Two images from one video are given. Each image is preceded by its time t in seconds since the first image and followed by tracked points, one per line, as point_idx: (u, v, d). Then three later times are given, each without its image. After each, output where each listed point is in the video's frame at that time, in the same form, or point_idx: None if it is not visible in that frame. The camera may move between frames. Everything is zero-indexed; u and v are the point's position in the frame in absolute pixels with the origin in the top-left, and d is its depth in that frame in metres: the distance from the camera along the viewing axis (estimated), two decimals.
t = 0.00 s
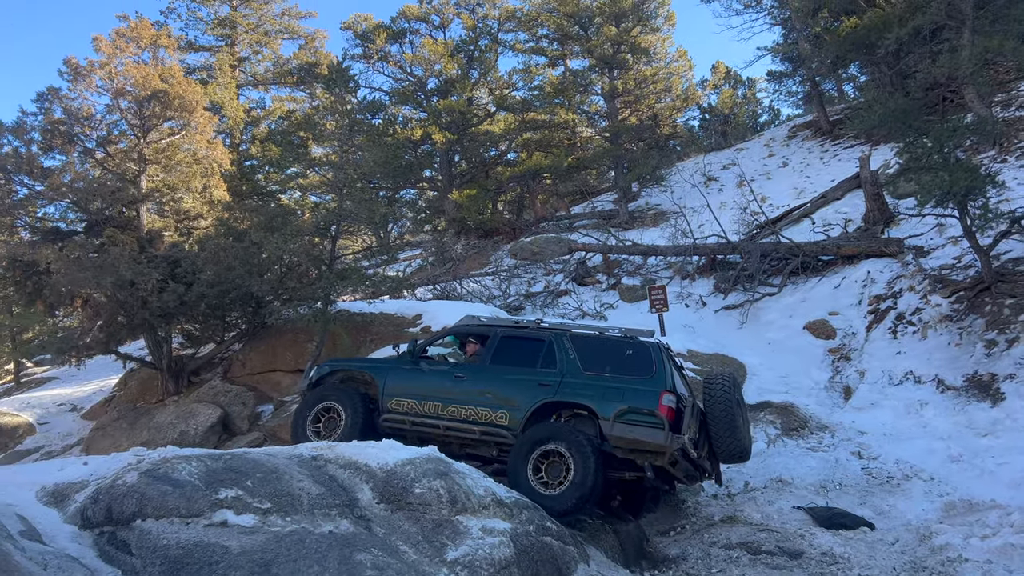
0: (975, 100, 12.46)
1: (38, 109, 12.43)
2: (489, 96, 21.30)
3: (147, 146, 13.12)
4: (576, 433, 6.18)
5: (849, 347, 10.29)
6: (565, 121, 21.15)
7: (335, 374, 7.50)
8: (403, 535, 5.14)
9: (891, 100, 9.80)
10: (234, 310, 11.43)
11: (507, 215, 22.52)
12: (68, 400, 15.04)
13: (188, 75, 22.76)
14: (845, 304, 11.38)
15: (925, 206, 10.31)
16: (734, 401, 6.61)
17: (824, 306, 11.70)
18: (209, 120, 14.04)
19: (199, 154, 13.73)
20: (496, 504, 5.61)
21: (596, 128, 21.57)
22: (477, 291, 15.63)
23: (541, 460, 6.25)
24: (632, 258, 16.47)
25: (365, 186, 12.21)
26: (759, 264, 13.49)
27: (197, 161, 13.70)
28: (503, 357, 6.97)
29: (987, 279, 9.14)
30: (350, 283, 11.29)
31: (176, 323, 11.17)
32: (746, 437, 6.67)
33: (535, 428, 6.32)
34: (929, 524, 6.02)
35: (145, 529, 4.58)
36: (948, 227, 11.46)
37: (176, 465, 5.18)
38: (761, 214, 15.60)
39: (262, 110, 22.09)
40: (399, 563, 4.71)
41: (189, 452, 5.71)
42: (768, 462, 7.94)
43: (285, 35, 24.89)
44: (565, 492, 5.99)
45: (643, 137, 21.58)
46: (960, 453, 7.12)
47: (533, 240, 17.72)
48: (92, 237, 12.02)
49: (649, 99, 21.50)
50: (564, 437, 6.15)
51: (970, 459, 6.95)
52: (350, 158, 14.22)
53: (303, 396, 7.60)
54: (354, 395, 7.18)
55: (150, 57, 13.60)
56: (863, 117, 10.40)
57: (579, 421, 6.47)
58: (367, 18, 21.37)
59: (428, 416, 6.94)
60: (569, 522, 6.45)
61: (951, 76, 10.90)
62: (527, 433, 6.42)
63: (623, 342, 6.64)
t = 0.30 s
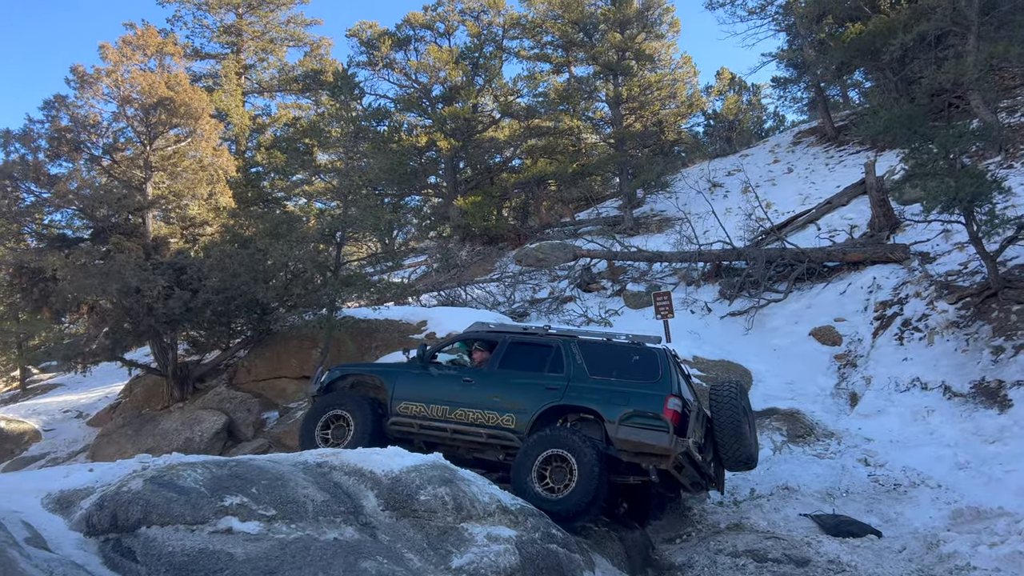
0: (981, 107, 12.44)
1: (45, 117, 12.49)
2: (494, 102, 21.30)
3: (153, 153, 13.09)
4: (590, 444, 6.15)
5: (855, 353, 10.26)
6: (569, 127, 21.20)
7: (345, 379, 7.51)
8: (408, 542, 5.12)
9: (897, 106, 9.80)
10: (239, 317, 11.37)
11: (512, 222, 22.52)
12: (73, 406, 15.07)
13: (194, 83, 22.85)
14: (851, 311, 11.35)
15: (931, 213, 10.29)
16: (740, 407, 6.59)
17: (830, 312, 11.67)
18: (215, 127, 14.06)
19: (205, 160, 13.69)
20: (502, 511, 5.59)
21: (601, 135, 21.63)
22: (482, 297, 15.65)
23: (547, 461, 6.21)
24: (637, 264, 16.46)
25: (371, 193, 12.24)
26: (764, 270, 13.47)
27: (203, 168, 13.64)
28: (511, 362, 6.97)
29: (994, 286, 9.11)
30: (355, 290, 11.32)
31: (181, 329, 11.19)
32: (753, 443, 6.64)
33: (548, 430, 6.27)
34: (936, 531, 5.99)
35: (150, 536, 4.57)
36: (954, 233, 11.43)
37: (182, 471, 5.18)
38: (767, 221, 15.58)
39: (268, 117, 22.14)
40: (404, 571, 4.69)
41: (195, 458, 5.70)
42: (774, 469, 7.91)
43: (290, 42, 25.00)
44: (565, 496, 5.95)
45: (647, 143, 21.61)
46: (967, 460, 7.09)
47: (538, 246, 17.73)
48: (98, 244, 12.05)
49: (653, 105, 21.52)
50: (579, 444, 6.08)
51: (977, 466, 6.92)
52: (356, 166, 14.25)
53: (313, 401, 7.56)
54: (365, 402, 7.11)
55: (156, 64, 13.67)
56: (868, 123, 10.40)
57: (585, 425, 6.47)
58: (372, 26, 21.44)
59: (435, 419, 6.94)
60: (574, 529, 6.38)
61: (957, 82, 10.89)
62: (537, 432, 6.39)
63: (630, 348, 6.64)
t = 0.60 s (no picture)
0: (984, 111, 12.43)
1: (50, 122, 12.53)
2: (497, 107, 21.25)
3: (156, 159, 13.12)
4: (601, 458, 6.08)
5: (858, 358, 10.25)
6: (572, 132, 21.25)
7: (349, 387, 7.47)
8: (411, 547, 5.12)
9: (900, 111, 9.79)
10: (242, 321, 11.36)
11: (515, 227, 22.54)
12: (77, 411, 15.09)
13: (198, 88, 22.92)
14: (854, 315, 11.34)
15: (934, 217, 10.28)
16: (743, 409, 6.59)
17: (833, 317, 11.66)
18: (218, 133, 14.10)
19: (208, 166, 13.73)
20: (505, 516, 5.58)
21: (604, 139, 21.67)
22: (485, 302, 15.66)
23: (555, 466, 6.19)
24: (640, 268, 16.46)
25: (373, 198, 12.25)
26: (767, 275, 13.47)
27: (207, 173, 13.71)
28: (514, 367, 6.97)
29: (998, 290, 9.07)
30: (358, 294, 11.33)
31: (184, 334, 11.20)
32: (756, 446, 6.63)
33: (563, 436, 6.22)
34: (940, 537, 5.97)
35: (153, 541, 4.56)
36: (958, 238, 11.42)
37: (185, 476, 5.18)
38: (769, 225, 15.58)
39: (271, 123, 22.19)
40: None
41: (198, 463, 5.70)
42: (778, 474, 7.90)
43: (294, 48, 25.07)
44: (563, 505, 5.96)
45: (650, 148, 21.66)
46: (972, 465, 7.07)
47: (540, 251, 17.75)
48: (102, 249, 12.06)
49: (656, 110, 21.56)
50: (589, 459, 6.02)
51: (982, 471, 6.90)
52: (359, 171, 14.27)
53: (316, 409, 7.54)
54: (368, 409, 7.16)
55: (160, 70, 13.70)
56: (871, 127, 10.39)
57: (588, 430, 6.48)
58: (375, 31, 21.48)
59: (439, 425, 6.94)
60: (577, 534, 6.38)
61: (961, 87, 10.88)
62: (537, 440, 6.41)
63: (632, 352, 6.63)
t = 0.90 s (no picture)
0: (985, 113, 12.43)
1: (52, 126, 12.56)
2: (498, 111, 21.14)
3: (158, 162, 13.18)
4: (620, 475, 5.97)
5: (859, 360, 10.24)
6: (573, 135, 21.33)
7: (358, 393, 7.51)
8: (412, 550, 5.11)
9: (901, 113, 9.80)
10: (243, 324, 11.36)
11: (516, 229, 22.56)
12: (78, 414, 15.10)
13: (199, 92, 22.97)
14: (856, 318, 11.33)
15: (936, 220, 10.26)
16: (760, 421, 6.56)
17: (834, 319, 11.65)
18: (220, 136, 14.16)
19: (210, 169, 13.78)
20: (506, 519, 5.58)
21: (604, 142, 21.75)
22: (486, 305, 15.67)
23: (573, 475, 6.13)
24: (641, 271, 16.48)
25: (374, 201, 12.25)
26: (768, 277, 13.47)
27: (208, 176, 13.74)
28: (527, 375, 6.95)
29: (1000, 293, 9.04)
30: (359, 297, 11.30)
31: (186, 338, 11.21)
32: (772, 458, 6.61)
33: (588, 449, 6.10)
34: (942, 540, 5.96)
35: (154, 545, 4.56)
36: (959, 240, 11.42)
37: (186, 480, 5.18)
38: (770, 228, 15.60)
39: (273, 126, 22.23)
40: None
41: (200, 466, 5.69)
42: (779, 477, 7.90)
43: (295, 51, 25.12)
44: (576, 517, 5.91)
45: (650, 151, 21.71)
46: (973, 468, 7.06)
47: (541, 254, 17.76)
48: (103, 252, 12.07)
49: (656, 112, 21.61)
50: (608, 478, 5.90)
51: (984, 474, 6.89)
52: (360, 175, 14.30)
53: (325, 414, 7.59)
54: (376, 411, 7.15)
55: (162, 74, 13.74)
56: (872, 130, 10.38)
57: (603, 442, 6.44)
58: (376, 34, 21.51)
59: (452, 433, 6.92)
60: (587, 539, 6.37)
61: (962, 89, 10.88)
62: (553, 449, 6.37)
63: (648, 362, 6.61)
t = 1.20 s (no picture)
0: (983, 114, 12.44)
1: (50, 126, 12.54)
2: (497, 111, 21.24)
3: (156, 163, 13.16)
4: (627, 486, 5.92)
5: (858, 361, 10.24)
6: (571, 135, 21.22)
7: (364, 391, 7.52)
8: (411, 551, 5.11)
9: (899, 114, 9.80)
10: (242, 325, 11.35)
11: (515, 230, 22.56)
12: (77, 415, 15.09)
13: (198, 92, 22.97)
14: (855, 318, 11.33)
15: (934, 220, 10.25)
16: (769, 430, 6.53)
17: (833, 320, 11.65)
18: (219, 137, 14.15)
19: (208, 169, 13.77)
20: (505, 520, 5.57)
21: (603, 143, 21.69)
22: (485, 306, 15.68)
23: (579, 480, 6.11)
24: (640, 271, 16.48)
25: (373, 202, 12.23)
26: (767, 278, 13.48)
27: (207, 177, 13.74)
28: (535, 378, 6.95)
29: (998, 293, 9.04)
30: (357, 298, 11.28)
31: (185, 338, 11.21)
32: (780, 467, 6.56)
33: (597, 456, 6.06)
34: (940, 541, 5.96)
35: (153, 545, 4.55)
36: (958, 240, 11.42)
37: (185, 481, 5.17)
38: (769, 228, 15.61)
39: (272, 127, 22.22)
40: None
41: (198, 467, 5.68)
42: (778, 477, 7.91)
43: (294, 52, 25.12)
44: (578, 524, 5.90)
45: (649, 151, 21.70)
46: (972, 468, 7.07)
47: (540, 254, 17.74)
48: (102, 253, 12.06)
49: (655, 113, 21.61)
50: (614, 489, 5.86)
51: (983, 474, 6.89)
52: (359, 176, 14.30)
53: (332, 412, 7.60)
54: (382, 410, 7.13)
55: (160, 74, 13.73)
56: (871, 130, 10.39)
57: (609, 447, 6.43)
58: (375, 35, 21.51)
59: (457, 435, 6.91)
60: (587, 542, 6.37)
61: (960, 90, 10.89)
62: (559, 454, 6.35)
63: (656, 367, 6.60)
